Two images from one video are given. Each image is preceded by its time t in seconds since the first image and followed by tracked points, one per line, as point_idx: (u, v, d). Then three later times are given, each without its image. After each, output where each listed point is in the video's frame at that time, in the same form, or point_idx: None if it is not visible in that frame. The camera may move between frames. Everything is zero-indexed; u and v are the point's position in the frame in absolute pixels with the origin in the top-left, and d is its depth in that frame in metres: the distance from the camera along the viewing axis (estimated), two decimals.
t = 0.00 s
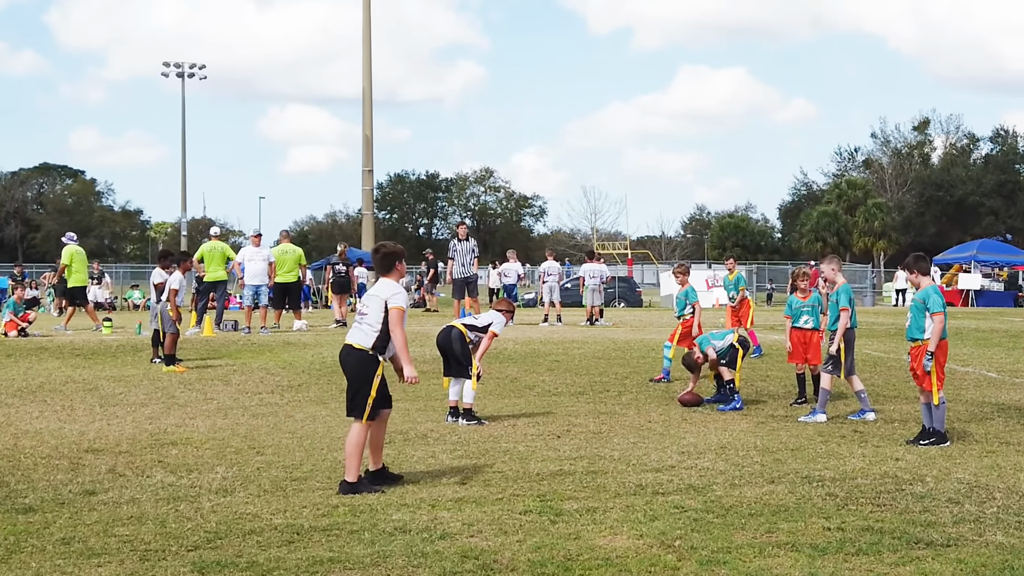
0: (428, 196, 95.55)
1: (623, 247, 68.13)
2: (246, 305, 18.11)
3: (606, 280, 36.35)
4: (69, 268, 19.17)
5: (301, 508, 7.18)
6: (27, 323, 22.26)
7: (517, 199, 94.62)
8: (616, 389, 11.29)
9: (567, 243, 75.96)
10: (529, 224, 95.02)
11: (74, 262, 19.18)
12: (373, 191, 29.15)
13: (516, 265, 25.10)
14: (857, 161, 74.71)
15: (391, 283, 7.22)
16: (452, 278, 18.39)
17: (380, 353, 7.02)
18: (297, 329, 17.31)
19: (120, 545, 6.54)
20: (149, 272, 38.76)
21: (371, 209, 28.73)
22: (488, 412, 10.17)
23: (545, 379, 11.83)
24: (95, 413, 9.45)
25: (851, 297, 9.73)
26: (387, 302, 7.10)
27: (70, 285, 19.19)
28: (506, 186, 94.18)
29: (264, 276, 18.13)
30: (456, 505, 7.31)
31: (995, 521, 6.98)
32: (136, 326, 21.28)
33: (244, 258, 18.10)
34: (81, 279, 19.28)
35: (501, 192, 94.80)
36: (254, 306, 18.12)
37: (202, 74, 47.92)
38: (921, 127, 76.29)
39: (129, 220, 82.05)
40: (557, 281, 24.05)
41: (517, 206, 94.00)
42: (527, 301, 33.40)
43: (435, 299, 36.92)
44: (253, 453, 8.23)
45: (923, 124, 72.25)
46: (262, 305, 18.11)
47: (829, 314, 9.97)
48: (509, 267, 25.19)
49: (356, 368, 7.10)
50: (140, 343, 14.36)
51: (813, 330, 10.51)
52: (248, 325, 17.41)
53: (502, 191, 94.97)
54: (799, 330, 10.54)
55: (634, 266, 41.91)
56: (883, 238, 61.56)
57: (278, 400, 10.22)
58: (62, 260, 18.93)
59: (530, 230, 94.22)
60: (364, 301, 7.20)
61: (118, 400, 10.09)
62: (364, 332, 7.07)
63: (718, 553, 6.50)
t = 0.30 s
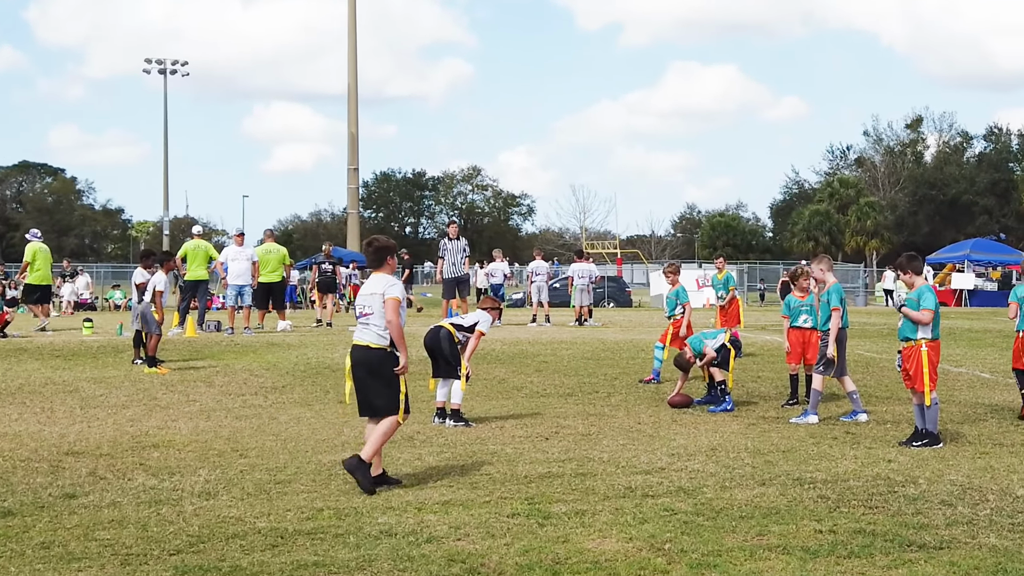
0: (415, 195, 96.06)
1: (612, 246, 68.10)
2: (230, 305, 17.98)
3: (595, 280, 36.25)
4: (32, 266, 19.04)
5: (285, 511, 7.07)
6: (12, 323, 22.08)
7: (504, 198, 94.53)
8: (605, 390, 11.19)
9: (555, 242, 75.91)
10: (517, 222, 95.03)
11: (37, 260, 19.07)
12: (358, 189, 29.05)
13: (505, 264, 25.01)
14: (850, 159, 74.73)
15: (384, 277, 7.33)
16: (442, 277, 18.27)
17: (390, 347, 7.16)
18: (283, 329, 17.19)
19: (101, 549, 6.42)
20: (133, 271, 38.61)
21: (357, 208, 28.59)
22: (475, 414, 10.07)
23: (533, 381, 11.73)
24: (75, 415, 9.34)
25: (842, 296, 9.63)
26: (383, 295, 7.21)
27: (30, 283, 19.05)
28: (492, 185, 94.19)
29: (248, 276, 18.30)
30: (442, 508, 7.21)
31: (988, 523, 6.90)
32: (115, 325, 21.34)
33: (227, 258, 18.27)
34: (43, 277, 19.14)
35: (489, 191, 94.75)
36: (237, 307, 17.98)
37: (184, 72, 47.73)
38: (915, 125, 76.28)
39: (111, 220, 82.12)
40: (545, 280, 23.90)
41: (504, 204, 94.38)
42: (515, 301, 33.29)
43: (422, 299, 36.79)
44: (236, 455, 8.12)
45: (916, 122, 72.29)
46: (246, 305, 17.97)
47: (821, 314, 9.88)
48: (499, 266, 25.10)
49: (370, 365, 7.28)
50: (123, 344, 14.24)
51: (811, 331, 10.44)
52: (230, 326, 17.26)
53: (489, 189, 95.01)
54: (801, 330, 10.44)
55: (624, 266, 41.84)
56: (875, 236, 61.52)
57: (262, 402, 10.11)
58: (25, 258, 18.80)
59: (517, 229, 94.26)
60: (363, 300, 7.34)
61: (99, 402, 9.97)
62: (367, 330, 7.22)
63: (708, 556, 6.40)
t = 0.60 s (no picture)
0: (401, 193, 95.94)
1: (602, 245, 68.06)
2: (213, 305, 17.85)
3: (584, 279, 36.16)
4: None
5: (269, 515, 6.96)
6: None
7: (493, 197, 94.55)
8: (595, 391, 11.09)
9: (544, 241, 75.87)
10: (506, 221, 95.16)
11: None
12: (343, 187, 28.96)
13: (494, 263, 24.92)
14: (843, 157, 74.82)
15: (385, 274, 7.23)
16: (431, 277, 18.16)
17: (400, 344, 7.09)
18: (269, 330, 17.09)
19: (81, 553, 6.30)
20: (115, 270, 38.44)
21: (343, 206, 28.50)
22: (463, 415, 9.97)
23: (521, 382, 11.63)
24: (55, 416, 9.23)
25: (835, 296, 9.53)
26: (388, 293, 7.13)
27: None
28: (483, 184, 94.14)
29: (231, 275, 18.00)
30: (429, 511, 7.11)
31: (982, 526, 6.81)
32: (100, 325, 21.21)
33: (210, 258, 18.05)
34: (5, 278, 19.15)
35: (478, 189, 94.77)
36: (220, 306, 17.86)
37: (168, 69, 47.56)
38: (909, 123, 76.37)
39: (92, 218, 82.01)
40: (534, 280, 23.78)
41: (493, 203, 94.36)
42: (503, 301, 33.19)
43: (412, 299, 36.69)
44: (220, 458, 8.01)
45: (909, 120, 72.41)
46: (229, 304, 17.85)
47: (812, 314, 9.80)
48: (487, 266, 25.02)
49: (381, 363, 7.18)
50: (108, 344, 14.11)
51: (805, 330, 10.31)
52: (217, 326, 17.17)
53: (478, 188, 95.02)
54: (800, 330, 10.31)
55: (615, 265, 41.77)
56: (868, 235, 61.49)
57: (246, 404, 10.00)
58: None
59: (506, 228, 94.29)
60: (365, 299, 7.22)
61: (80, 404, 9.86)
62: (376, 329, 7.12)
63: (699, 559, 6.30)
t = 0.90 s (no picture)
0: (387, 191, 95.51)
1: (592, 244, 67.93)
2: (198, 305, 17.73)
3: (575, 278, 36.06)
4: None
5: (254, 517, 6.85)
6: None
7: (480, 194, 94.94)
8: (584, 392, 11.00)
9: (533, 240, 75.74)
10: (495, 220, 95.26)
11: None
12: (329, 185, 28.84)
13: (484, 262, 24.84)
14: (836, 155, 74.94)
15: (398, 276, 7.26)
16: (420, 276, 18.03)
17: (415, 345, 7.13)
18: (254, 329, 16.97)
19: (62, 556, 6.17)
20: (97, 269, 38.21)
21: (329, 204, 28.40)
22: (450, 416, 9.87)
23: (510, 382, 11.53)
24: (35, 418, 9.12)
25: (827, 295, 9.46)
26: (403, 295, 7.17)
27: None
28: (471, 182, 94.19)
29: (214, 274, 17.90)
30: (417, 514, 7.00)
31: (977, 527, 6.72)
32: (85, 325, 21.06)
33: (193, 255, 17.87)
34: None
35: (468, 188, 94.82)
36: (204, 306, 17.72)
37: (152, 66, 47.58)
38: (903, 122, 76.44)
39: (72, 216, 81.73)
40: (523, 278, 23.66)
41: (482, 201, 94.52)
42: (493, 300, 33.09)
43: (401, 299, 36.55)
44: (204, 459, 7.91)
45: (903, 118, 72.55)
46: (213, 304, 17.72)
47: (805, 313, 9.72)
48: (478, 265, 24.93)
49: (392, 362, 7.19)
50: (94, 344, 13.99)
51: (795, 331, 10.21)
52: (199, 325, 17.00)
53: (466, 186, 95.14)
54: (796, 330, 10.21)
55: (605, 265, 41.72)
56: (862, 234, 61.43)
57: (230, 405, 9.90)
58: None
59: (495, 226, 94.33)
60: (377, 301, 7.24)
61: (61, 404, 9.75)
62: (389, 329, 7.14)
63: (690, 562, 6.19)
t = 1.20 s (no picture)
0: (376, 189, 94.66)
1: (584, 243, 67.83)
2: (183, 305, 17.61)
3: (568, 278, 35.95)
4: None
5: (241, 520, 6.74)
6: None
7: (470, 192, 95.23)
8: (576, 393, 10.91)
9: (524, 239, 75.63)
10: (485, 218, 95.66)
11: None
12: (317, 183, 28.74)
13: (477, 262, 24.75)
14: (832, 153, 75.01)
15: (408, 275, 7.32)
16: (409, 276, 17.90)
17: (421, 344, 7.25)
18: (240, 330, 16.88)
19: (45, 559, 6.06)
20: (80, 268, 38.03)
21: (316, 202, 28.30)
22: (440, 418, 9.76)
23: (500, 383, 11.44)
24: (18, 419, 9.02)
25: (822, 293, 9.36)
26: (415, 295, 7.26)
27: None
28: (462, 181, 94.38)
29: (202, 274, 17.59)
30: (406, 516, 6.90)
31: (974, 529, 6.62)
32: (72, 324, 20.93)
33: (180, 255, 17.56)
34: None
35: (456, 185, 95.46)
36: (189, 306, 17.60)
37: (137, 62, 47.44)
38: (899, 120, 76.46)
39: (56, 214, 81.46)
40: (515, 278, 23.54)
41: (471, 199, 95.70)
42: (484, 300, 33.01)
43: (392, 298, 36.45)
44: (190, 461, 7.81)
45: (899, 116, 72.62)
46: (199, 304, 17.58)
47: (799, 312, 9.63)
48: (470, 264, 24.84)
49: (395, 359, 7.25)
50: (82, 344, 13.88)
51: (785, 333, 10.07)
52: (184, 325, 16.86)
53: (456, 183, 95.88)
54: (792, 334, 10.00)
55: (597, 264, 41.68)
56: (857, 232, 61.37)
57: (217, 407, 9.80)
58: None
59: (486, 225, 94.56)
60: (384, 297, 7.29)
61: (44, 406, 9.65)
62: (394, 327, 7.19)
63: (684, 565, 6.09)
